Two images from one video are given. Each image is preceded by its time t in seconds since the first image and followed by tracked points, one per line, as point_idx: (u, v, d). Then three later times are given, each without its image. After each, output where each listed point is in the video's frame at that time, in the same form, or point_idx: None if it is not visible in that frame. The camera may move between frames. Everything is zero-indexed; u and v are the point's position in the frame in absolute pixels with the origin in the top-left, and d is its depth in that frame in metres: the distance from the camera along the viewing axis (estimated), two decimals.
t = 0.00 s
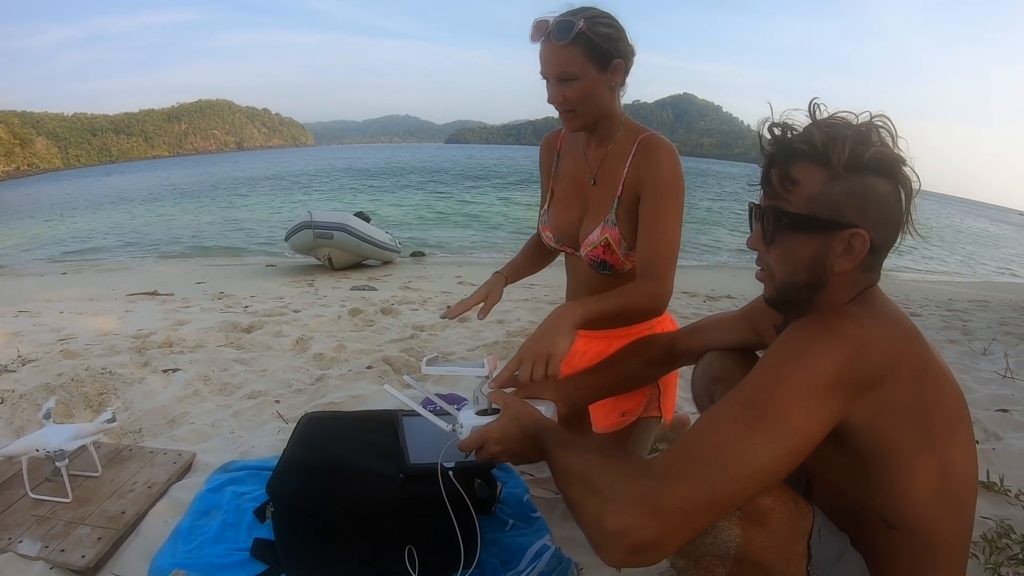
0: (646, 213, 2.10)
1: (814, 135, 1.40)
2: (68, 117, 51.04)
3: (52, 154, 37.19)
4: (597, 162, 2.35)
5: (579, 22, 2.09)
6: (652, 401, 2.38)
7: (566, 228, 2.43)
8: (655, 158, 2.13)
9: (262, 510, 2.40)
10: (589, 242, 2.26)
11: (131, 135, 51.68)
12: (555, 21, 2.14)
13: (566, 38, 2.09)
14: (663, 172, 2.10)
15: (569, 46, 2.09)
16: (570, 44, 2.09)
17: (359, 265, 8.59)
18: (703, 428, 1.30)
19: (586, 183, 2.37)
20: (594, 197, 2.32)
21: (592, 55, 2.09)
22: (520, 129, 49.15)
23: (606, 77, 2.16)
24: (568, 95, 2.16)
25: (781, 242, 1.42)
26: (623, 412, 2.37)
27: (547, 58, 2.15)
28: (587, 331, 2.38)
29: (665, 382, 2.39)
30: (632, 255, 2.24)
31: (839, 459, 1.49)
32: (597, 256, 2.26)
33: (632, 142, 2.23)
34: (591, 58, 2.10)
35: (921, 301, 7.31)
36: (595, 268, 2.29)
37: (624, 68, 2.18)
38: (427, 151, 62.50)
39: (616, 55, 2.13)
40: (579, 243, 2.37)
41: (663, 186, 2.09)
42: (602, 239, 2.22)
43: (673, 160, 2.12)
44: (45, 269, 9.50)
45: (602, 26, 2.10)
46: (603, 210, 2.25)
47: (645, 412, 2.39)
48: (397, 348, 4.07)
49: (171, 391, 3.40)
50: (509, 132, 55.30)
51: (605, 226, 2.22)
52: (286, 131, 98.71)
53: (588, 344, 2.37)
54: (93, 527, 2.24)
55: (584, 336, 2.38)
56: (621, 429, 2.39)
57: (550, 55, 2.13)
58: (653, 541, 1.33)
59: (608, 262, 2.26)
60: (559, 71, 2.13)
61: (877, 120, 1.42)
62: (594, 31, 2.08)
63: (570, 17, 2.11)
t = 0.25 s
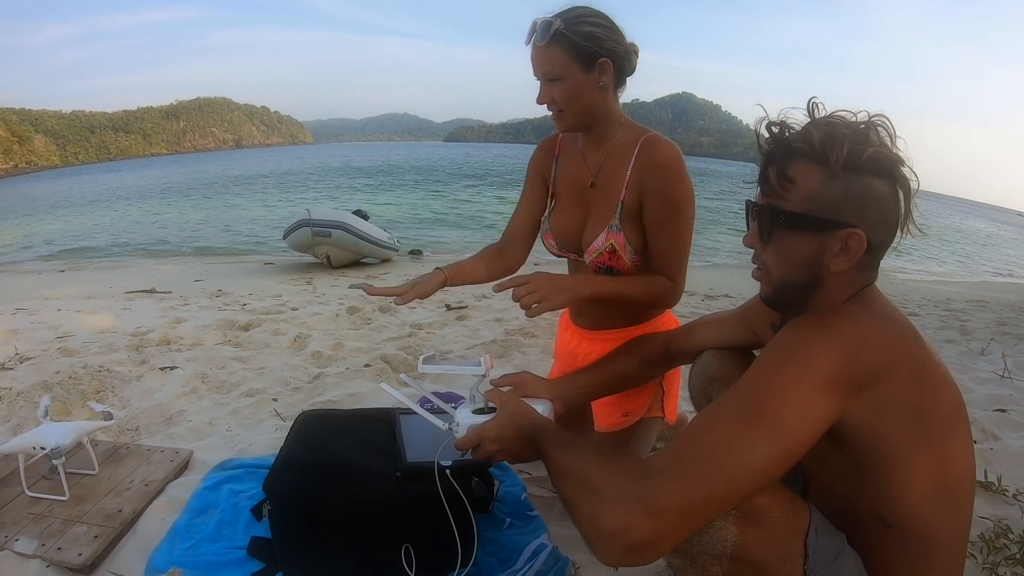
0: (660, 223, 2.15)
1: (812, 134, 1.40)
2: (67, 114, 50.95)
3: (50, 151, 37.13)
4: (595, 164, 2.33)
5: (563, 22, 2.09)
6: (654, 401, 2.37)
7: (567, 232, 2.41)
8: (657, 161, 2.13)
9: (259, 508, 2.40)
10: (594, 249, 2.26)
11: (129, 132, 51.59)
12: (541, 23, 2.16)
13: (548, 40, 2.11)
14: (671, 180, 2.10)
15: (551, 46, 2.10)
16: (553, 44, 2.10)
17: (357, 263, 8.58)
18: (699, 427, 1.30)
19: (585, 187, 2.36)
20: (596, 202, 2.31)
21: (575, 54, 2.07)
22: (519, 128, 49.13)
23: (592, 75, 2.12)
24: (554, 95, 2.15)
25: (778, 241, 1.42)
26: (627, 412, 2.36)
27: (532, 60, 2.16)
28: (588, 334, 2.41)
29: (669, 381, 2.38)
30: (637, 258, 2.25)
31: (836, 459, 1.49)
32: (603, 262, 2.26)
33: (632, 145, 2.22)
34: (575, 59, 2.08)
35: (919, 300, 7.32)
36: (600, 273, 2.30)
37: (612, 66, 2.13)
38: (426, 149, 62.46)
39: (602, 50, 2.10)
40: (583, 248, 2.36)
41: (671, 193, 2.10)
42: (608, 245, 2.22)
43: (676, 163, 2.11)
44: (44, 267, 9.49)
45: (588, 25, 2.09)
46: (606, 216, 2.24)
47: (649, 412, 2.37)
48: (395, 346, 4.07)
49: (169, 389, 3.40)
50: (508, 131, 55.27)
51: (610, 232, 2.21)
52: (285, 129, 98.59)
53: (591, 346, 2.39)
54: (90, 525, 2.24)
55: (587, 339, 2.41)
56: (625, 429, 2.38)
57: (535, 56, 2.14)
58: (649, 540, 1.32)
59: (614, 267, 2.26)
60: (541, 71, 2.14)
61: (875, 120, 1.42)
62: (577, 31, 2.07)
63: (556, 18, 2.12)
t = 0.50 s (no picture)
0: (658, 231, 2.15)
1: (815, 134, 1.40)
2: (65, 112, 50.85)
3: (48, 149, 37.05)
4: (590, 167, 2.32)
5: (556, 21, 2.09)
6: (656, 401, 2.36)
7: (564, 236, 2.42)
8: (652, 167, 2.11)
9: (258, 507, 2.40)
10: (588, 256, 2.24)
11: (127, 130, 51.50)
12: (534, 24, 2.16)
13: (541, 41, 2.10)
14: (667, 189, 2.08)
15: (543, 47, 2.10)
16: (545, 44, 2.09)
17: (356, 262, 8.57)
18: (696, 427, 1.30)
19: (581, 191, 2.36)
20: (591, 206, 2.30)
21: (567, 55, 2.07)
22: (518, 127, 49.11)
23: (584, 76, 2.11)
24: (546, 97, 2.15)
25: (777, 240, 1.42)
26: (628, 412, 2.35)
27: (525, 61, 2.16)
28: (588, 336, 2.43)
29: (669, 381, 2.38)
30: (632, 266, 2.23)
31: (833, 458, 1.49)
32: (597, 269, 2.25)
33: (627, 150, 2.21)
34: (566, 60, 2.08)
35: (917, 300, 7.32)
36: (595, 280, 2.29)
37: (605, 67, 2.12)
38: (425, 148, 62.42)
39: (594, 51, 2.09)
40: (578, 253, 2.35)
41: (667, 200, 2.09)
42: (601, 253, 2.21)
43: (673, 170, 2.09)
44: (42, 265, 9.48)
45: (581, 25, 2.09)
46: (601, 222, 2.24)
47: (650, 412, 2.37)
48: (393, 345, 4.07)
49: (167, 388, 3.39)
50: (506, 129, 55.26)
51: (603, 239, 2.20)
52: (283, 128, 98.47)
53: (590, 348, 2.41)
54: (89, 524, 2.23)
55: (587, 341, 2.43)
56: (626, 429, 2.37)
57: (528, 58, 2.13)
58: (647, 540, 1.33)
59: (608, 274, 2.25)
60: (533, 72, 2.13)
61: (879, 122, 1.41)
62: (570, 32, 2.07)
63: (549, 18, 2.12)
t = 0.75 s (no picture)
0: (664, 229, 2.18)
1: (819, 132, 1.40)
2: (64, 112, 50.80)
3: (47, 149, 37.01)
4: (590, 169, 2.32)
5: (565, 16, 2.08)
6: (655, 400, 2.37)
7: (560, 238, 2.39)
8: (656, 167, 2.12)
9: (257, 506, 2.40)
10: (591, 256, 2.22)
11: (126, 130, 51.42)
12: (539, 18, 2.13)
13: (551, 36, 2.08)
14: (673, 188, 2.09)
15: (551, 43, 2.08)
16: (553, 40, 2.07)
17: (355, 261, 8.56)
18: (695, 427, 1.30)
19: (579, 192, 2.35)
20: (591, 206, 2.29)
21: (576, 52, 2.07)
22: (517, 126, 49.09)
23: (591, 75, 2.12)
24: (551, 94, 2.13)
25: (777, 237, 1.42)
26: (627, 411, 2.35)
27: (530, 55, 2.13)
28: (586, 336, 2.43)
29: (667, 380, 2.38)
30: (635, 265, 2.22)
31: (832, 459, 1.49)
32: (601, 269, 2.23)
33: (627, 151, 2.22)
34: (574, 57, 2.07)
35: (916, 299, 7.32)
36: (598, 281, 2.26)
37: (611, 65, 2.14)
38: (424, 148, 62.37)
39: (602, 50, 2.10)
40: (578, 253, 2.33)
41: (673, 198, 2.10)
42: (604, 253, 2.19)
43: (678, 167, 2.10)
44: (41, 265, 9.47)
45: (589, 22, 2.09)
46: (603, 221, 2.22)
47: (649, 411, 2.38)
48: (392, 344, 4.06)
49: (165, 388, 3.38)
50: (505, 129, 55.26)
51: (606, 239, 2.19)
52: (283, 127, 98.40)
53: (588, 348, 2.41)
54: (87, 524, 2.23)
55: (585, 341, 2.43)
56: (624, 428, 2.37)
57: (535, 52, 2.10)
58: (645, 541, 1.32)
59: (611, 274, 2.23)
60: (539, 68, 2.11)
61: (885, 123, 1.41)
62: (579, 28, 2.06)
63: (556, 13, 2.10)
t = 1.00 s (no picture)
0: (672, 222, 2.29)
1: (824, 130, 1.40)
2: (63, 112, 50.76)
3: (46, 149, 36.99)
4: (595, 167, 2.31)
5: (599, 13, 2.06)
6: (654, 399, 2.38)
7: (560, 237, 2.32)
8: (669, 161, 2.20)
9: (256, 506, 2.39)
10: (603, 252, 2.21)
11: (126, 130, 51.38)
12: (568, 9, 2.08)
13: (589, 28, 2.06)
14: (684, 180, 2.19)
15: (585, 38, 2.06)
16: (588, 35, 2.06)
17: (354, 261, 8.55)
18: (695, 426, 1.30)
19: (581, 191, 2.32)
20: (597, 205, 2.29)
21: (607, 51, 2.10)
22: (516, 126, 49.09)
23: (616, 73, 2.17)
24: (579, 89, 2.11)
25: (779, 234, 1.42)
26: (628, 410, 2.35)
27: (562, 47, 2.08)
28: (585, 335, 2.43)
29: (666, 379, 2.39)
30: (644, 259, 2.26)
31: (832, 458, 1.49)
32: (613, 265, 2.22)
33: (637, 147, 2.27)
34: (607, 54, 2.10)
35: (916, 298, 7.32)
36: (608, 277, 2.25)
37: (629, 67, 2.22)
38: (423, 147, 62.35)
39: (625, 52, 2.16)
40: (581, 252, 2.31)
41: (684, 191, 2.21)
42: (618, 248, 2.20)
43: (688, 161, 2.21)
44: (40, 265, 9.46)
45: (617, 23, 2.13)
46: (614, 216, 2.24)
47: (648, 410, 2.38)
48: (392, 343, 4.06)
49: (165, 387, 3.38)
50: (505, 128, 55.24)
51: (619, 234, 2.20)
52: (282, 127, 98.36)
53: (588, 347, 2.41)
54: (86, 524, 2.23)
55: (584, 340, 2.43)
56: (624, 427, 2.37)
57: (571, 43, 2.07)
58: (645, 540, 1.32)
59: (623, 270, 2.24)
60: (572, 62, 2.07)
61: (889, 122, 1.42)
62: (613, 26, 2.09)
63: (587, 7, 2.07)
